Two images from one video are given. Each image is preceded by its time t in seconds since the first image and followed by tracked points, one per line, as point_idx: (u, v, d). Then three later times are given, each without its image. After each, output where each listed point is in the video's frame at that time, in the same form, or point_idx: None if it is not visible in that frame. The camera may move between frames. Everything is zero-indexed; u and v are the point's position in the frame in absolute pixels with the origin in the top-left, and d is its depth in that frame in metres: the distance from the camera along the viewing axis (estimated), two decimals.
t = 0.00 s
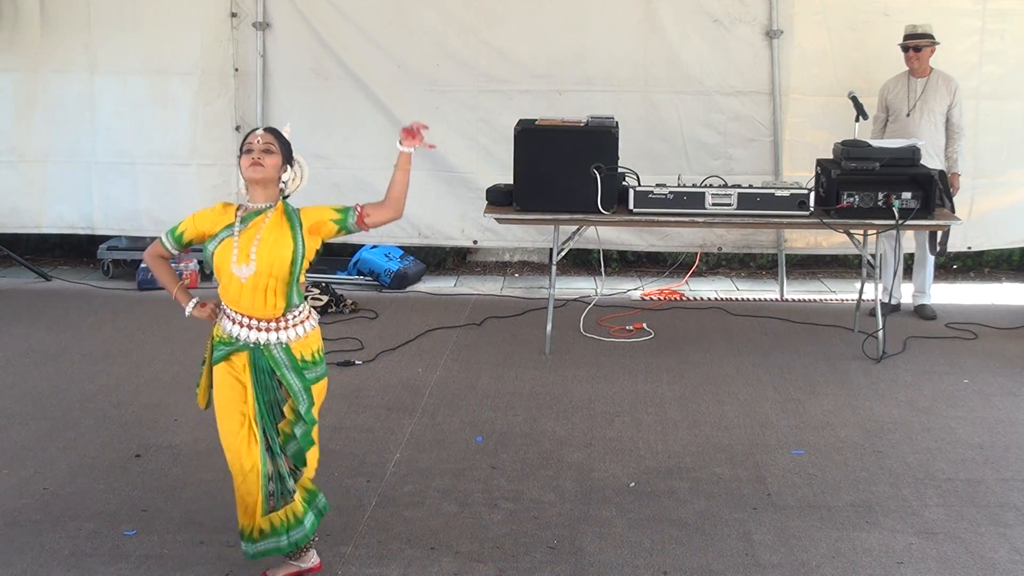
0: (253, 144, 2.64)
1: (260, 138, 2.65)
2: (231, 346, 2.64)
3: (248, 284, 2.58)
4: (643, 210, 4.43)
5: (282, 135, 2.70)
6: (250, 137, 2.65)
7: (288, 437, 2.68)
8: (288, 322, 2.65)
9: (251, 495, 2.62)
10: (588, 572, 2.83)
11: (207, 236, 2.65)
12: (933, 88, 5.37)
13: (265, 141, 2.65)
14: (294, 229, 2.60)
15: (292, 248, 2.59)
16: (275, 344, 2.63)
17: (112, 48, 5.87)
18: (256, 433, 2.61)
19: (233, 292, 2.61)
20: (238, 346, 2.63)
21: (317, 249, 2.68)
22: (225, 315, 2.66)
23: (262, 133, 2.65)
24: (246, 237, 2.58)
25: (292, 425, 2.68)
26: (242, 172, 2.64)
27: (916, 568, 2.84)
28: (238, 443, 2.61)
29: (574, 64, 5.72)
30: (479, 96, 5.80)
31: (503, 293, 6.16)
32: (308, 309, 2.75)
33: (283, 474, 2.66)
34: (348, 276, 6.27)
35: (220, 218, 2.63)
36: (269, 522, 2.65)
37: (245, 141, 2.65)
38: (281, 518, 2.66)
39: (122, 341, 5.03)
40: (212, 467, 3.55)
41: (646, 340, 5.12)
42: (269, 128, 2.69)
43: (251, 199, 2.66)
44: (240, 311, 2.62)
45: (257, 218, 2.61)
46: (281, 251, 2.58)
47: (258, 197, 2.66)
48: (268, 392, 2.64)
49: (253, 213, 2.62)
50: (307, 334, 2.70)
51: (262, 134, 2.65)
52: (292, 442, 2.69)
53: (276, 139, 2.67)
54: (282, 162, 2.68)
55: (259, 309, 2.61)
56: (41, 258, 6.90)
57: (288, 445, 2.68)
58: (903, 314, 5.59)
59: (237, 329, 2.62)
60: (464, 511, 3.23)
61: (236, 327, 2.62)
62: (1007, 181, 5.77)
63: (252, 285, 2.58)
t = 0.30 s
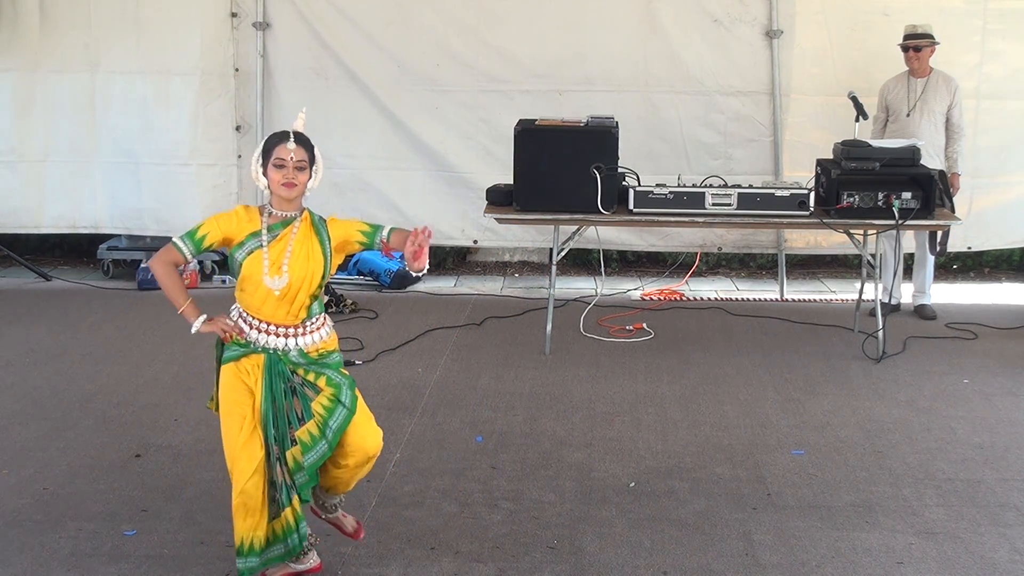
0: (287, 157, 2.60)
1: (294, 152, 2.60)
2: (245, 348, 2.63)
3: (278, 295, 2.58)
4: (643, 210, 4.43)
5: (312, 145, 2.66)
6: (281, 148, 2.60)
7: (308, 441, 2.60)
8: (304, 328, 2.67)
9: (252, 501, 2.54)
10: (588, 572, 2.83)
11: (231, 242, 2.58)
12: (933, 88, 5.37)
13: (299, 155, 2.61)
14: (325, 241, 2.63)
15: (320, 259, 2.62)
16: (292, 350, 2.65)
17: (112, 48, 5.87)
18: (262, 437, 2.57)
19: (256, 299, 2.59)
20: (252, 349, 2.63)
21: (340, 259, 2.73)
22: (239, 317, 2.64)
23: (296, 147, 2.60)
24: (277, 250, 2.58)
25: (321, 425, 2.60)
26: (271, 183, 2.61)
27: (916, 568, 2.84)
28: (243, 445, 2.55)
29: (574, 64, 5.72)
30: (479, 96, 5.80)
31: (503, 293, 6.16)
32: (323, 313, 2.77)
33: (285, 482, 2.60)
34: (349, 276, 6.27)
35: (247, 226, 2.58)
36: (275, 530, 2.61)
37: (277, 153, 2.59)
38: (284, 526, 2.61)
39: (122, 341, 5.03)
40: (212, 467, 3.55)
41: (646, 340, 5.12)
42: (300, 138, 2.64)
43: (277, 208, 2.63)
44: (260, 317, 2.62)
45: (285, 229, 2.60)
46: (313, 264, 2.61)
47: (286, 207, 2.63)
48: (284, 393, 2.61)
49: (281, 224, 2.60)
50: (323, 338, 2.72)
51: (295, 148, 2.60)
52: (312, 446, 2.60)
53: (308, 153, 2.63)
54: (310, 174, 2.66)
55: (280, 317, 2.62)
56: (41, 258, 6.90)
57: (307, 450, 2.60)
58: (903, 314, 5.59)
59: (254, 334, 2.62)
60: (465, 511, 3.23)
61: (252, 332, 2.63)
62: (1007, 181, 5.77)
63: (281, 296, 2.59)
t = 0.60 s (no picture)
0: (291, 141, 2.56)
1: (299, 136, 2.56)
2: (263, 337, 2.59)
3: (300, 283, 2.56)
4: (643, 210, 4.43)
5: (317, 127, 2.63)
6: (287, 133, 2.56)
7: (319, 430, 2.59)
8: (322, 312, 2.65)
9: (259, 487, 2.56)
10: (588, 572, 2.83)
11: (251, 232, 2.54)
12: (933, 88, 5.37)
13: (304, 139, 2.58)
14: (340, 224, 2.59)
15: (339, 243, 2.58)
16: (311, 336, 2.63)
17: (112, 48, 5.87)
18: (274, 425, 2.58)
19: (277, 287, 2.58)
20: (272, 337, 2.59)
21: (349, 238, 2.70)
22: (255, 304, 2.59)
23: (300, 130, 2.57)
24: (295, 237, 2.52)
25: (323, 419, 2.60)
26: (278, 168, 2.58)
27: (916, 568, 2.84)
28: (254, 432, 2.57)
29: (574, 64, 5.72)
30: (479, 96, 5.80)
31: (504, 293, 6.15)
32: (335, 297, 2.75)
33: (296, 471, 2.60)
34: (349, 276, 6.26)
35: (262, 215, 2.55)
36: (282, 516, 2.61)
37: (281, 137, 2.56)
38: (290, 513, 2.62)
39: (122, 341, 5.03)
40: (212, 467, 3.55)
41: (646, 340, 5.12)
42: (303, 121, 2.60)
43: (285, 193, 2.61)
44: (279, 305, 2.59)
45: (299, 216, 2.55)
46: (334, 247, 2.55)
47: (294, 191, 2.61)
48: (296, 384, 2.59)
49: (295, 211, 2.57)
50: (337, 322, 2.70)
51: (300, 132, 2.57)
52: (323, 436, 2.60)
53: (312, 136, 2.60)
54: (316, 158, 2.63)
55: (302, 302, 2.60)
56: (40, 258, 6.90)
57: (318, 439, 2.59)
58: (903, 314, 5.58)
59: (274, 321, 2.58)
60: (464, 511, 3.22)
61: (272, 319, 2.58)
62: (1007, 180, 5.77)
63: (303, 283, 2.56)
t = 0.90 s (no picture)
0: (266, 158, 2.61)
1: (272, 151, 2.60)
2: (297, 334, 2.66)
3: (331, 288, 2.65)
4: (643, 210, 4.43)
5: (293, 132, 2.64)
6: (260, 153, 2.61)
7: (351, 425, 2.70)
8: (353, 309, 2.74)
9: (287, 480, 2.61)
10: (588, 572, 2.83)
11: (272, 251, 2.62)
12: (933, 88, 5.37)
13: (277, 152, 2.61)
14: (356, 222, 2.68)
15: (360, 243, 2.69)
16: (345, 333, 2.72)
17: (111, 48, 5.87)
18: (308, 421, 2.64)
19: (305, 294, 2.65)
20: (307, 334, 2.66)
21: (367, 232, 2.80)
22: (287, 304, 2.65)
23: (272, 145, 2.60)
24: (317, 245, 2.62)
25: (359, 412, 2.71)
26: (273, 186, 2.62)
27: (916, 568, 2.84)
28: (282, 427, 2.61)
29: (574, 64, 5.72)
30: (479, 96, 5.80)
31: (504, 293, 6.15)
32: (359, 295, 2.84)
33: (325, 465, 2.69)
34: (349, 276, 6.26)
35: (274, 234, 2.61)
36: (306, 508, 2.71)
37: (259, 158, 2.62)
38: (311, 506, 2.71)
39: (122, 341, 5.03)
40: (212, 467, 3.55)
41: (646, 340, 5.12)
42: (275, 133, 2.63)
43: (294, 204, 2.67)
44: (312, 306, 2.66)
45: (315, 223, 2.64)
46: (354, 247, 2.66)
47: (299, 200, 2.66)
48: (330, 380, 2.68)
49: (309, 219, 2.64)
50: (364, 320, 2.80)
51: (272, 147, 2.60)
52: (354, 430, 2.70)
53: (286, 144, 2.62)
54: (304, 161, 2.65)
55: (337, 302, 2.68)
56: (41, 258, 6.91)
57: (350, 433, 2.70)
58: (903, 314, 5.58)
59: (310, 321, 2.65)
60: (464, 511, 3.22)
61: (307, 319, 2.65)
62: (1006, 180, 5.77)
63: (335, 286, 2.65)
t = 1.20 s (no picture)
0: (273, 163, 2.66)
1: (277, 156, 2.65)
2: (326, 328, 2.74)
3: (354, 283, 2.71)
4: (643, 210, 4.43)
5: (296, 134, 2.68)
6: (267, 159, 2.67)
7: (377, 414, 2.77)
8: (379, 299, 2.81)
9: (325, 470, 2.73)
10: (588, 572, 2.84)
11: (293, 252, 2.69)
12: (933, 88, 5.37)
13: (282, 156, 2.65)
14: (372, 213, 2.75)
15: (379, 233, 2.75)
16: (373, 325, 2.79)
17: (112, 48, 5.87)
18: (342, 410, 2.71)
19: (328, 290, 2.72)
20: (336, 328, 2.74)
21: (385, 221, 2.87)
22: (314, 300, 2.74)
23: (277, 149, 2.65)
24: (337, 241, 2.68)
25: (386, 402, 2.77)
26: (285, 190, 2.68)
27: (917, 568, 2.84)
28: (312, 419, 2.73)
29: (573, 64, 5.72)
30: (479, 96, 5.80)
31: (504, 293, 6.15)
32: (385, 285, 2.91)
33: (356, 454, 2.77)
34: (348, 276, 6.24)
35: (292, 235, 2.68)
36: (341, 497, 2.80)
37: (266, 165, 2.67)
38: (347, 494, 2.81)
39: (122, 341, 5.03)
40: (212, 467, 3.55)
41: (646, 340, 5.12)
42: (280, 137, 2.67)
43: (309, 204, 2.71)
44: (339, 300, 2.74)
45: (332, 220, 2.69)
46: (372, 239, 2.71)
47: (313, 199, 2.70)
48: (362, 372, 2.75)
49: (326, 216, 2.69)
50: (390, 310, 2.87)
51: (277, 151, 2.65)
52: (381, 419, 2.77)
53: (291, 148, 2.66)
54: (311, 162, 2.69)
55: (364, 295, 2.75)
56: (41, 258, 6.91)
57: (376, 422, 2.77)
58: (903, 314, 5.58)
59: (338, 316, 2.73)
60: (464, 511, 3.23)
61: (336, 314, 2.73)
62: (1006, 180, 5.77)
63: (360, 280, 2.72)
